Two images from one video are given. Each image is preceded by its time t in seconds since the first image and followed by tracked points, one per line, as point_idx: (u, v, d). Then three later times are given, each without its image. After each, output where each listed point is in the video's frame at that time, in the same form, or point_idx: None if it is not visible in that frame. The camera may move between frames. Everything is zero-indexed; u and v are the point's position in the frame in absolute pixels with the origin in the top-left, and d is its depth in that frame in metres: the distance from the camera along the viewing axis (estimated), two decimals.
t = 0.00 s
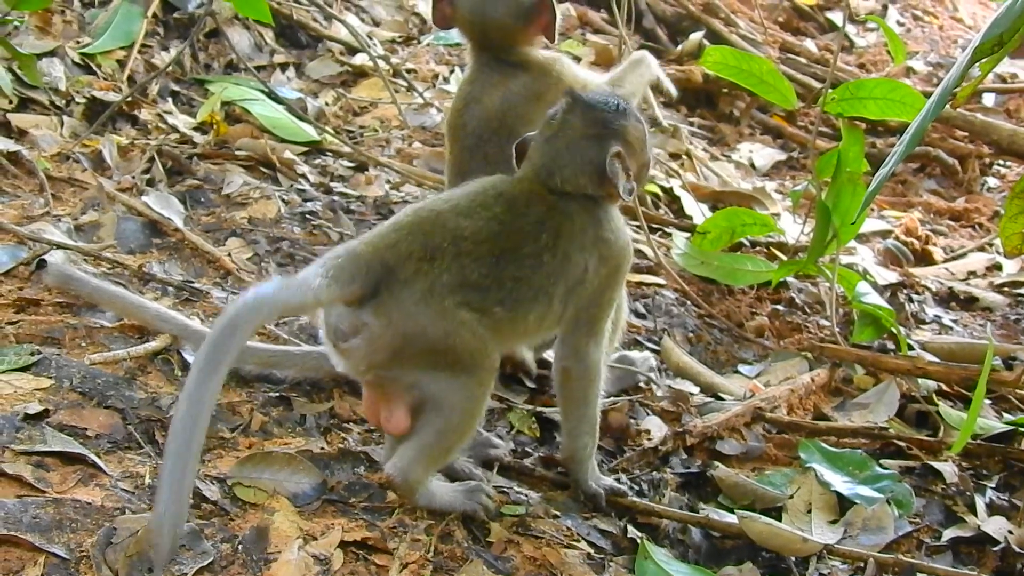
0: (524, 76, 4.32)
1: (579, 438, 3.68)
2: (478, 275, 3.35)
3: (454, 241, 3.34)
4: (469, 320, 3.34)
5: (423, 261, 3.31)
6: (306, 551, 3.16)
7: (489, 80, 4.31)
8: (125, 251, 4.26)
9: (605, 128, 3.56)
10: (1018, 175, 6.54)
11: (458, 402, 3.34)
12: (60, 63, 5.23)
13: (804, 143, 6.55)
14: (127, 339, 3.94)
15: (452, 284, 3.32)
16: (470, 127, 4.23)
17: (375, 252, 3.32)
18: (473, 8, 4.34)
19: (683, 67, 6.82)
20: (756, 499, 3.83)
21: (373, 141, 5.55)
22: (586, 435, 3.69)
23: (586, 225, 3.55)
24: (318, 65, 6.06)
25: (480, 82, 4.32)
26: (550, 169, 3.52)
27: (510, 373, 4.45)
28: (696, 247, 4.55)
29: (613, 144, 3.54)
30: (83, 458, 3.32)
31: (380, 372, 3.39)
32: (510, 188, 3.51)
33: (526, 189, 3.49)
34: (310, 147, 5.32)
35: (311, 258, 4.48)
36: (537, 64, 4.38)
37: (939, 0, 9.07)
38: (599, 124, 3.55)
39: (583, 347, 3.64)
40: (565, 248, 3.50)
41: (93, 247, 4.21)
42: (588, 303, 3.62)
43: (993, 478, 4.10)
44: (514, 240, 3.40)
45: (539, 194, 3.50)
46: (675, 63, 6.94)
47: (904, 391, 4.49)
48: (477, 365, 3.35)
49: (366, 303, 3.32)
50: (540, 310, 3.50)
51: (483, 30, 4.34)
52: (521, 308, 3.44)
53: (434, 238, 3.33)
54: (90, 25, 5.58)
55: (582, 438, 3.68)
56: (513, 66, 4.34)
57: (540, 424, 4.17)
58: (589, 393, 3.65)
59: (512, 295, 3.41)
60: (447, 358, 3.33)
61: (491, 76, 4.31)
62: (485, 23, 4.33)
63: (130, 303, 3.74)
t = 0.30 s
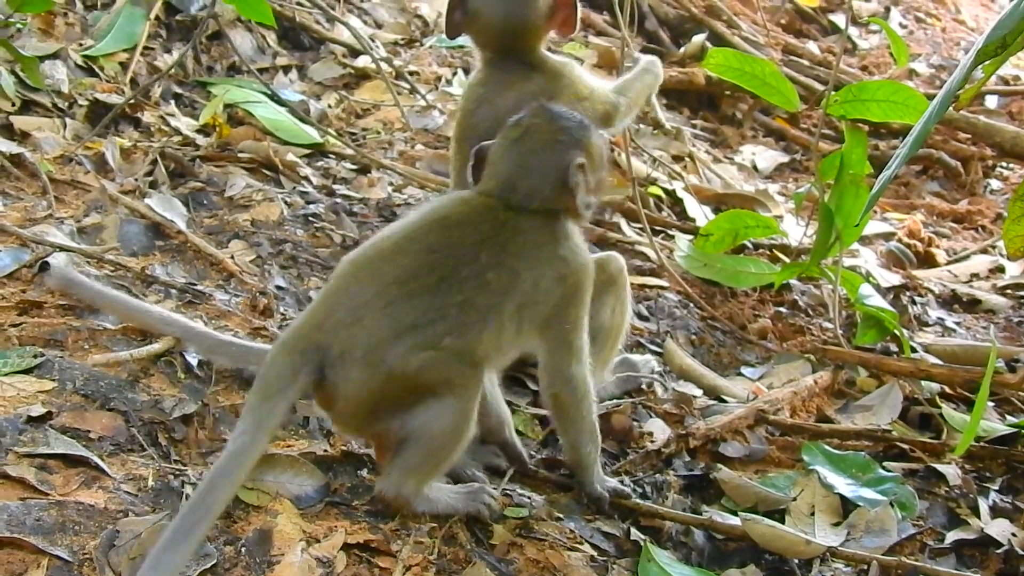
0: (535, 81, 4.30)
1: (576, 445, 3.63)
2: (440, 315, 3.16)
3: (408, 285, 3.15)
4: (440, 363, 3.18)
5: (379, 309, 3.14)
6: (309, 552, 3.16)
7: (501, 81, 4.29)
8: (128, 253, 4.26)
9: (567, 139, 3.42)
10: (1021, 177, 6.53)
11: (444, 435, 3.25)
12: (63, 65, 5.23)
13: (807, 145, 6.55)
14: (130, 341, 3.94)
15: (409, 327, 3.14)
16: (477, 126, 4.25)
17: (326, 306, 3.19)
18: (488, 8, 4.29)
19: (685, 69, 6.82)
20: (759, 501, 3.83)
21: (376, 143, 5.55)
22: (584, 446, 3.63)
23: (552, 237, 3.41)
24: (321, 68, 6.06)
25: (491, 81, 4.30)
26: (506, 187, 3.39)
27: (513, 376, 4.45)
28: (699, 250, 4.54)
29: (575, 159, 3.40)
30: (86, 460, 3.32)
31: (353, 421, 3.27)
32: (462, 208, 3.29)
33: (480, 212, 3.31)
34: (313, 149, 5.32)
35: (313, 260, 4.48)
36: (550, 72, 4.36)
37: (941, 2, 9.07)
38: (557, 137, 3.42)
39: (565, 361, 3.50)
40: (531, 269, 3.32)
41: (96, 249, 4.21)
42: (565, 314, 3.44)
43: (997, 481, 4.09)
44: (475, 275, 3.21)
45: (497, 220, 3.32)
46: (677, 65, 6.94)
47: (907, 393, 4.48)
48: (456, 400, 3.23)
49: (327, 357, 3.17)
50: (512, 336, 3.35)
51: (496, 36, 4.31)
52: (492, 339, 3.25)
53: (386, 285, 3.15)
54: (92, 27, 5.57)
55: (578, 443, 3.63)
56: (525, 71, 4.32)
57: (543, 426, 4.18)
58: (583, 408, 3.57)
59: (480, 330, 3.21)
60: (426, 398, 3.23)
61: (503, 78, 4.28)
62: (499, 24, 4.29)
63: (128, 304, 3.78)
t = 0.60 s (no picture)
0: (541, 90, 4.30)
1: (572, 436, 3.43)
2: (380, 353, 3.29)
3: (340, 334, 3.28)
4: (399, 394, 3.33)
5: (326, 364, 3.30)
6: (314, 554, 3.15)
7: (508, 89, 4.29)
8: (134, 255, 4.27)
9: (489, 142, 3.51)
10: None
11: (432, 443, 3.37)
12: (69, 67, 5.24)
13: (812, 147, 6.55)
14: (135, 344, 3.95)
15: (356, 371, 3.28)
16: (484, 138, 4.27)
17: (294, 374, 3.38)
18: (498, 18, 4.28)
19: (691, 72, 6.82)
20: (765, 503, 3.83)
21: (381, 145, 5.55)
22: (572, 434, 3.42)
23: (481, 234, 3.41)
24: (326, 70, 6.06)
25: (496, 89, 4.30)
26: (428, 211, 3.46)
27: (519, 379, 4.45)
28: (704, 251, 4.54)
29: (487, 159, 3.46)
30: (92, 462, 3.32)
31: (368, 465, 3.46)
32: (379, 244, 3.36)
33: (397, 240, 3.36)
34: (319, 151, 5.33)
35: (319, 262, 4.49)
36: (557, 83, 4.38)
37: (945, 4, 9.07)
38: (470, 144, 3.52)
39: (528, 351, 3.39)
40: (460, 274, 3.33)
41: (102, 251, 4.22)
42: (513, 303, 3.38)
43: (1003, 483, 4.08)
44: (400, 307, 3.28)
45: (417, 243, 3.35)
46: (682, 68, 6.94)
47: (912, 395, 4.48)
48: (435, 414, 3.36)
49: (310, 419, 3.38)
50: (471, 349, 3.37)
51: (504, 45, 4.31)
52: (442, 355, 3.32)
53: (324, 341, 3.29)
54: (98, 30, 5.57)
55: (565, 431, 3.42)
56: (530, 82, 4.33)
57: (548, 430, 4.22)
58: (558, 393, 3.40)
59: (424, 353, 3.31)
60: (410, 420, 3.38)
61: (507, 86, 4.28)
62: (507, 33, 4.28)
63: (134, 307, 3.82)
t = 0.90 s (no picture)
0: (547, 99, 4.27)
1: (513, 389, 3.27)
2: (365, 373, 3.21)
3: (323, 360, 3.21)
4: (393, 411, 3.26)
5: (317, 391, 3.25)
6: (320, 558, 3.15)
7: (513, 98, 4.25)
8: (140, 257, 4.26)
9: (440, 140, 3.41)
10: None
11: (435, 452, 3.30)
12: (76, 69, 5.24)
13: (819, 152, 6.54)
14: (141, 346, 3.95)
15: (348, 394, 3.22)
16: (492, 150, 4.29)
17: (295, 405, 3.35)
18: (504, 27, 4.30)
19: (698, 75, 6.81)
20: (771, 508, 3.83)
21: (388, 148, 5.55)
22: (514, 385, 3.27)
23: (444, 226, 3.28)
24: (333, 72, 6.06)
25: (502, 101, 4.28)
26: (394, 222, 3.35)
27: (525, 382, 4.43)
28: (711, 255, 4.54)
29: (439, 156, 3.35)
30: (98, 465, 3.31)
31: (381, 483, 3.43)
32: (347, 265, 3.27)
33: (364, 256, 3.26)
34: (325, 154, 5.33)
35: (325, 265, 4.49)
36: (563, 92, 4.34)
37: (953, 9, 9.07)
38: (423, 144, 3.43)
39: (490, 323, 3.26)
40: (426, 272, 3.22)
41: (109, 253, 4.22)
42: (471, 270, 3.25)
43: (1009, 489, 4.08)
44: (377, 325, 3.19)
45: (384, 256, 3.24)
46: (689, 72, 6.94)
47: (919, 400, 4.47)
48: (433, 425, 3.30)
49: (314, 444, 3.36)
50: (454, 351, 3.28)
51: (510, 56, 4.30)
52: (426, 364, 3.26)
53: (311, 369, 3.24)
54: (105, 32, 5.57)
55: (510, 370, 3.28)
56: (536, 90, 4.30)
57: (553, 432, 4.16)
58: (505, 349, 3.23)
59: (408, 364, 3.23)
60: (413, 434, 3.31)
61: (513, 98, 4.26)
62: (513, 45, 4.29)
63: (137, 308, 3.83)
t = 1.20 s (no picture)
0: (574, 102, 4.32)
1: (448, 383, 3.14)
2: (376, 387, 3.22)
3: (334, 376, 3.21)
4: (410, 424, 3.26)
5: (331, 407, 3.25)
6: (329, 561, 3.15)
7: (548, 107, 4.26)
8: (150, 260, 4.26)
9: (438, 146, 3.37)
10: None
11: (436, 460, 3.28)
12: (86, 72, 5.24)
13: (829, 155, 6.54)
14: (151, 349, 3.95)
15: (363, 409, 3.22)
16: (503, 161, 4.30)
17: (311, 420, 3.34)
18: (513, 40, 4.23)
19: (708, 79, 6.81)
20: (781, 512, 3.82)
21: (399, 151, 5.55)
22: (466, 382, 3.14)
23: (441, 230, 3.23)
24: (343, 75, 6.07)
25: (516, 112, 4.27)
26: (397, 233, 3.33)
27: (535, 385, 4.45)
28: (721, 259, 4.53)
29: (438, 162, 3.31)
30: (108, 467, 3.31)
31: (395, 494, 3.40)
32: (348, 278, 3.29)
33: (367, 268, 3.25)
34: (336, 156, 5.33)
35: (335, 268, 4.50)
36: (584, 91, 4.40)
37: (964, 12, 9.05)
38: (422, 152, 3.39)
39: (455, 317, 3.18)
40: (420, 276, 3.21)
41: (119, 256, 4.22)
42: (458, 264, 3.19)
43: (1020, 493, 4.07)
44: (380, 337, 3.19)
45: (383, 266, 3.23)
46: (700, 75, 6.94)
47: (929, 404, 4.46)
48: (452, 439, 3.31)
49: (332, 459, 3.36)
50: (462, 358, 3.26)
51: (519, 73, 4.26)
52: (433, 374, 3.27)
53: (324, 386, 3.25)
54: (115, 35, 5.57)
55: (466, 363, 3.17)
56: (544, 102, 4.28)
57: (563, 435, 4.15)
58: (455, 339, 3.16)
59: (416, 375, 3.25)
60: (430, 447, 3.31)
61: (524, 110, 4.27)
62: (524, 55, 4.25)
63: (152, 308, 3.85)
